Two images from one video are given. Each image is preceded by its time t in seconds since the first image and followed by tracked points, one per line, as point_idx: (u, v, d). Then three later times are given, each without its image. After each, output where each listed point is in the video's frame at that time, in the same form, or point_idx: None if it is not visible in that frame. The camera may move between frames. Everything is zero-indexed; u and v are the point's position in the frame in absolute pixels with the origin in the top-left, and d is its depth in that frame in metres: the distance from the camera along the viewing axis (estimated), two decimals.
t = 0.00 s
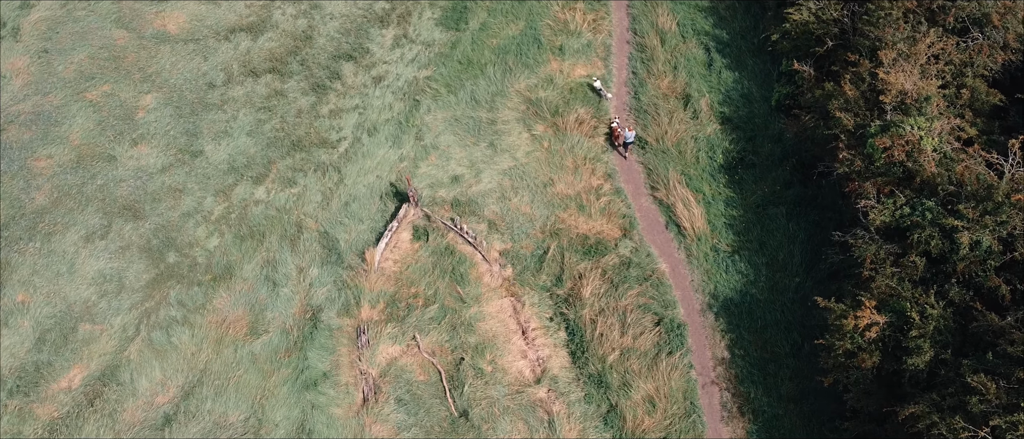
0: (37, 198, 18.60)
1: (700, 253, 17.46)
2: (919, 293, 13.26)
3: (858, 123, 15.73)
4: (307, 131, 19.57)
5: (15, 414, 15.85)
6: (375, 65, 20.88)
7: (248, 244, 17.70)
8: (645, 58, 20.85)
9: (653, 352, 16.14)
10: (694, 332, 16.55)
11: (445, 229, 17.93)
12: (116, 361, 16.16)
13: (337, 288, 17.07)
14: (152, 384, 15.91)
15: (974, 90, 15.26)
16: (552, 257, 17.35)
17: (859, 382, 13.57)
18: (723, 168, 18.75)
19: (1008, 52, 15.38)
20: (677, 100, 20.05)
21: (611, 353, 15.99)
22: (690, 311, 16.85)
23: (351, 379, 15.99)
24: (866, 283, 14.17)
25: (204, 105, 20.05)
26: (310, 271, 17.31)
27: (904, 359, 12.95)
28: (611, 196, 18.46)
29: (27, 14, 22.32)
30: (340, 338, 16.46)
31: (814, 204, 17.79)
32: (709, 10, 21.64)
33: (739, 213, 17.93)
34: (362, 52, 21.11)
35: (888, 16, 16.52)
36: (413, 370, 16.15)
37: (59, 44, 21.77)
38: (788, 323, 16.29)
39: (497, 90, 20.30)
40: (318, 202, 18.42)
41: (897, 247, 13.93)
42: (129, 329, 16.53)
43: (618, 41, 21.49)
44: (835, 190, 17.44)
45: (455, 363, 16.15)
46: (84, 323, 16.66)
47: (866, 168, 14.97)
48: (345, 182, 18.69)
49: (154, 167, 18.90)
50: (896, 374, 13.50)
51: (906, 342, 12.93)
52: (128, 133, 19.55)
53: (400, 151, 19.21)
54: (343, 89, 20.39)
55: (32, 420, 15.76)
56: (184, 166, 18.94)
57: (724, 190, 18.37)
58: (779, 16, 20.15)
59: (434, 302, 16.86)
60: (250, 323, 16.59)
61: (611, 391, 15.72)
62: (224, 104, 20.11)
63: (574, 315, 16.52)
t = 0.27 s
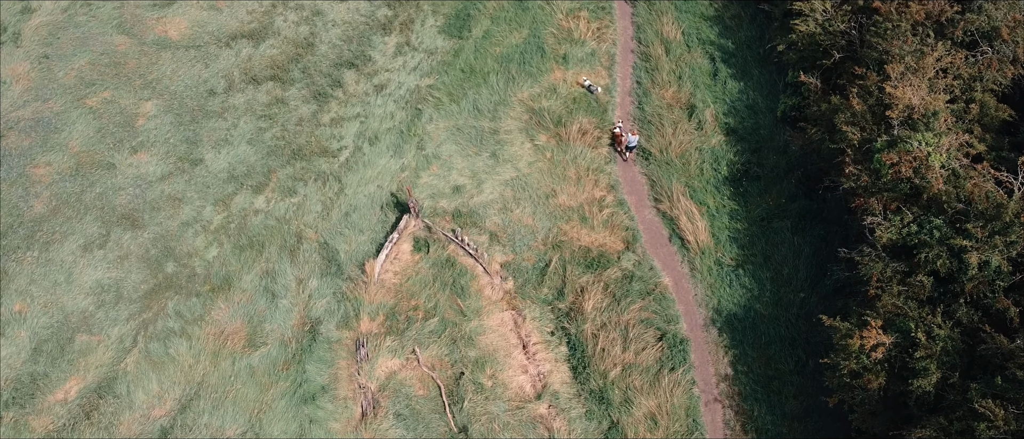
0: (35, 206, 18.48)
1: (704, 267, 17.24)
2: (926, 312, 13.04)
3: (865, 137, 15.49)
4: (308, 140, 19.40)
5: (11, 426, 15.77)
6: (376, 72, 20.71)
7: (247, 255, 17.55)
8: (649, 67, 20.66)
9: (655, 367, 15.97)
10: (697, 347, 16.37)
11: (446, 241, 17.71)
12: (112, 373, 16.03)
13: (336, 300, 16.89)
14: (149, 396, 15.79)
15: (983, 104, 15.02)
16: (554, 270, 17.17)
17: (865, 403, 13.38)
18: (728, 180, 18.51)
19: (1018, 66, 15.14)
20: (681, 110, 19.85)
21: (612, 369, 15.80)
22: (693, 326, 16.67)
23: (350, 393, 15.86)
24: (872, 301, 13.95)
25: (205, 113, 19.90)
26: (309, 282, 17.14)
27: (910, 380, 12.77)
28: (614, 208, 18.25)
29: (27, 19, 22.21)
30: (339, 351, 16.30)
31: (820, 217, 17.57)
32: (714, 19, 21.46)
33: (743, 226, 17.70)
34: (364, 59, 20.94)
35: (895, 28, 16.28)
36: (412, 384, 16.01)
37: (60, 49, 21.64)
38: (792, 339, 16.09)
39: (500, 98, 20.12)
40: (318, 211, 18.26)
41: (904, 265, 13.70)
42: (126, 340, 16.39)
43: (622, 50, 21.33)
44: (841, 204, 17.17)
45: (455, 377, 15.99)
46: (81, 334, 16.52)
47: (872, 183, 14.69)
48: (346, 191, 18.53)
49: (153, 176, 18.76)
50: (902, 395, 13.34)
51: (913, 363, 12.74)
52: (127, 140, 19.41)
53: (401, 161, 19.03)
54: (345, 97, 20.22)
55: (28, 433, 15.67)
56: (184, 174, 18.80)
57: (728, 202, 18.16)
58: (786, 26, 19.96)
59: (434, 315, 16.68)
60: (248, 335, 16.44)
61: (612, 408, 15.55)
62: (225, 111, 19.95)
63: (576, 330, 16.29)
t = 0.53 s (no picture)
0: (32, 215, 18.34)
1: (706, 281, 17.04)
2: (932, 332, 12.83)
3: (870, 151, 15.25)
4: (308, 149, 19.25)
5: None
6: (378, 80, 20.54)
7: (246, 266, 17.39)
8: (652, 77, 20.48)
9: (657, 383, 15.75)
10: (699, 363, 16.15)
11: (446, 252, 17.60)
12: (108, 385, 15.87)
13: (335, 312, 16.72)
14: (145, 409, 15.63)
15: (991, 119, 14.70)
16: (555, 283, 16.98)
17: (869, 424, 13.09)
18: (731, 192, 18.31)
19: None
20: (685, 120, 19.65)
21: (613, 385, 15.65)
22: (695, 341, 16.44)
23: (347, 408, 15.67)
24: (877, 320, 13.73)
25: (204, 121, 19.76)
26: (308, 294, 16.98)
27: (915, 402, 12.54)
28: (616, 220, 18.05)
29: (28, 25, 22.11)
30: (337, 364, 16.14)
31: (824, 230, 17.40)
32: (718, 28, 21.29)
33: (747, 239, 17.50)
34: (365, 67, 20.78)
35: (902, 40, 16.07)
36: (411, 398, 15.79)
37: (60, 55, 21.52)
38: (795, 355, 15.87)
39: (501, 108, 19.94)
40: (317, 221, 18.09)
41: (910, 284, 13.49)
42: (123, 352, 16.24)
43: (625, 59, 21.12)
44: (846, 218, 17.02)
45: (454, 392, 15.80)
46: (77, 345, 16.37)
47: (878, 198, 14.46)
48: (346, 202, 18.36)
49: (151, 184, 18.62)
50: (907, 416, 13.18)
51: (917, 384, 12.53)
52: (126, 148, 19.28)
53: (401, 171, 18.85)
54: (345, 105, 20.06)
55: None
56: (183, 183, 18.66)
57: (732, 214, 17.93)
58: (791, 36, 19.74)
59: (434, 328, 16.50)
60: (245, 347, 16.28)
61: (613, 425, 15.32)
62: (224, 119, 19.81)
63: (577, 344, 16.14)
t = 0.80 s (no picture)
0: (27, 224, 18.18)
1: (708, 295, 16.86)
2: (938, 352, 12.65)
3: (875, 166, 15.03)
4: (306, 159, 19.08)
5: None
6: (377, 89, 20.36)
7: (242, 277, 17.22)
8: (654, 86, 20.29)
9: (658, 399, 15.57)
10: (701, 378, 15.97)
11: (445, 265, 17.42)
12: (103, 399, 15.73)
13: (332, 326, 16.55)
14: (140, 424, 15.47)
15: (997, 133, 14.48)
16: (555, 296, 16.80)
17: None
18: (733, 204, 18.13)
19: None
20: (687, 131, 19.46)
21: (614, 401, 15.47)
22: (696, 356, 16.26)
23: (344, 423, 15.52)
24: (881, 338, 13.54)
25: (202, 129, 19.59)
26: (305, 307, 16.82)
27: (920, 424, 12.32)
28: (617, 232, 17.85)
29: (25, 31, 21.95)
30: (334, 378, 15.97)
31: (827, 244, 17.22)
32: (721, 37, 21.12)
33: (749, 252, 17.31)
34: (365, 75, 20.60)
35: (907, 53, 15.85)
36: (409, 414, 15.64)
37: (57, 62, 21.36)
38: (798, 371, 15.69)
39: (502, 117, 19.76)
40: (315, 233, 17.92)
41: (915, 302, 13.29)
42: (118, 365, 16.09)
43: (626, 67, 20.92)
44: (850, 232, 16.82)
45: (452, 408, 15.65)
46: (72, 358, 16.23)
47: (882, 214, 14.23)
48: (344, 212, 18.19)
49: (148, 194, 18.46)
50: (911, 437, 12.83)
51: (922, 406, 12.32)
52: (123, 157, 19.12)
53: (400, 181, 18.67)
54: (344, 114, 19.88)
55: None
56: (180, 193, 18.50)
57: (733, 227, 17.73)
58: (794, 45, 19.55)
59: (432, 342, 16.33)
60: (241, 361, 16.12)
61: None
62: (222, 128, 19.64)
63: (577, 360, 15.94)
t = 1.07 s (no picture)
0: (23, 234, 18.04)
1: (710, 309, 16.68)
2: (943, 373, 12.48)
3: (880, 180, 14.82)
4: (305, 168, 18.90)
5: None
6: (377, 97, 20.19)
7: (239, 289, 17.04)
8: (656, 95, 20.10)
9: (658, 416, 15.38)
10: (702, 394, 15.78)
11: (444, 277, 17.23)
12: (97, 412, 15.58)
13: (330, 339, 16.36)
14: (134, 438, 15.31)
15: (1004, 148, 14.30)
16: (555, 310, 16.62)
17: None
18: (736, 216, 17.93)
19: None
20: (689, 141, 19.26)
21: (614, 417, 15.28)
22: (698, 371, 16.07)
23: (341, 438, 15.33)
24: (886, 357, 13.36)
25: (200, 138, 19.43)
26: (302, 319, 16.65)
27: None
28: (618, 244, 17.66)
29: (23, 37, 21.80)
30: (331, 392, 15.76)
31: (831, 257, 16.99)
32: (724, 46, 20.93)
33: (751, 266, 17.11)
34: (364, 83, 20.42)
35: (913, 65, 15.64)
36: (406, 429, 15.43)
37: (55, 68, 21.20)
38: (800, 388, 15.50)
39: (502, 127, 19.57)
40: (313, 243, 17.75)
41: (920, 321, 13.11)
42: (113, 378, 15.94)
43: (628, 76, 20.73)
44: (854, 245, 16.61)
45: (451, 423, 15.46)
46: (66, 370, 16.08)
47: (887, 230, 14.06)
48: (342, 223, 18.02)
49: (145, 204, 18.30)
50: None
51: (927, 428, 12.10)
52: (120, 166, 18.96)
53: (400, 191, 18.49)
54: (344, 123, 19.71)
55: None
56: (177, 203, 18.33)
57: (736, 240, 17.55)
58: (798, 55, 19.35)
59: (430, 356, 16.15)
60: (237, 374, 15.94)
61: None
62: (220, 137, 19.47)
63: (577, 375, 15.77)
